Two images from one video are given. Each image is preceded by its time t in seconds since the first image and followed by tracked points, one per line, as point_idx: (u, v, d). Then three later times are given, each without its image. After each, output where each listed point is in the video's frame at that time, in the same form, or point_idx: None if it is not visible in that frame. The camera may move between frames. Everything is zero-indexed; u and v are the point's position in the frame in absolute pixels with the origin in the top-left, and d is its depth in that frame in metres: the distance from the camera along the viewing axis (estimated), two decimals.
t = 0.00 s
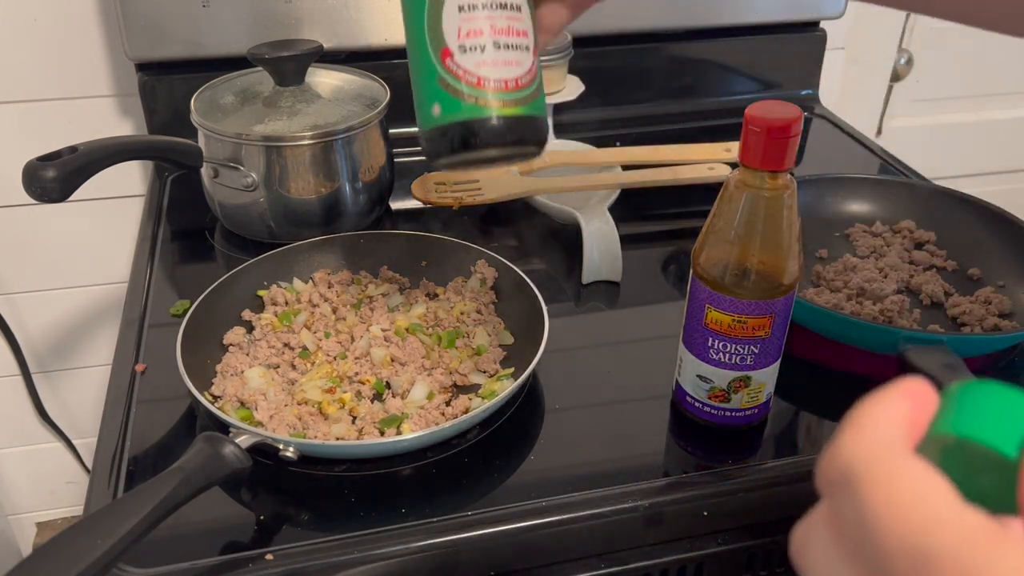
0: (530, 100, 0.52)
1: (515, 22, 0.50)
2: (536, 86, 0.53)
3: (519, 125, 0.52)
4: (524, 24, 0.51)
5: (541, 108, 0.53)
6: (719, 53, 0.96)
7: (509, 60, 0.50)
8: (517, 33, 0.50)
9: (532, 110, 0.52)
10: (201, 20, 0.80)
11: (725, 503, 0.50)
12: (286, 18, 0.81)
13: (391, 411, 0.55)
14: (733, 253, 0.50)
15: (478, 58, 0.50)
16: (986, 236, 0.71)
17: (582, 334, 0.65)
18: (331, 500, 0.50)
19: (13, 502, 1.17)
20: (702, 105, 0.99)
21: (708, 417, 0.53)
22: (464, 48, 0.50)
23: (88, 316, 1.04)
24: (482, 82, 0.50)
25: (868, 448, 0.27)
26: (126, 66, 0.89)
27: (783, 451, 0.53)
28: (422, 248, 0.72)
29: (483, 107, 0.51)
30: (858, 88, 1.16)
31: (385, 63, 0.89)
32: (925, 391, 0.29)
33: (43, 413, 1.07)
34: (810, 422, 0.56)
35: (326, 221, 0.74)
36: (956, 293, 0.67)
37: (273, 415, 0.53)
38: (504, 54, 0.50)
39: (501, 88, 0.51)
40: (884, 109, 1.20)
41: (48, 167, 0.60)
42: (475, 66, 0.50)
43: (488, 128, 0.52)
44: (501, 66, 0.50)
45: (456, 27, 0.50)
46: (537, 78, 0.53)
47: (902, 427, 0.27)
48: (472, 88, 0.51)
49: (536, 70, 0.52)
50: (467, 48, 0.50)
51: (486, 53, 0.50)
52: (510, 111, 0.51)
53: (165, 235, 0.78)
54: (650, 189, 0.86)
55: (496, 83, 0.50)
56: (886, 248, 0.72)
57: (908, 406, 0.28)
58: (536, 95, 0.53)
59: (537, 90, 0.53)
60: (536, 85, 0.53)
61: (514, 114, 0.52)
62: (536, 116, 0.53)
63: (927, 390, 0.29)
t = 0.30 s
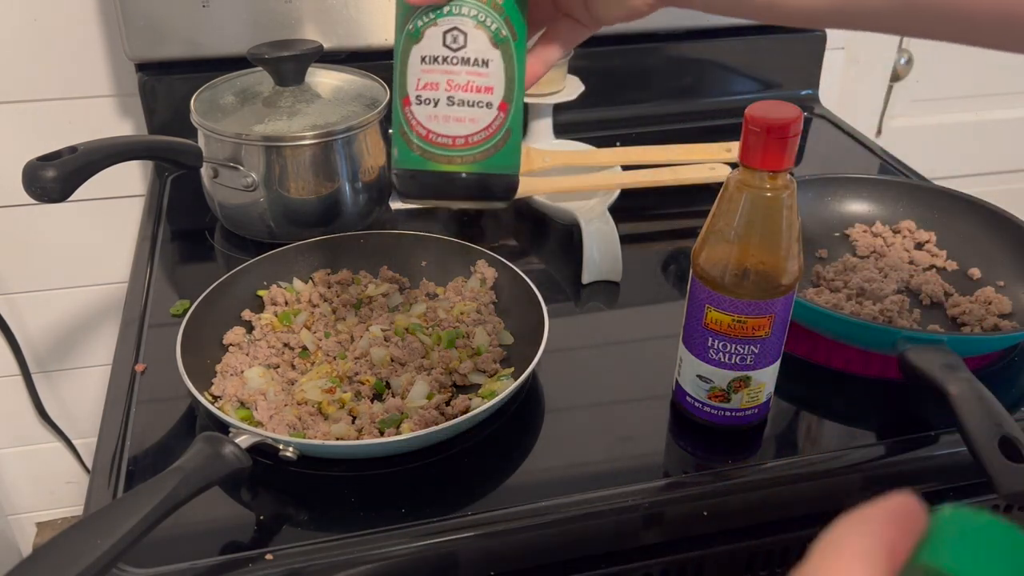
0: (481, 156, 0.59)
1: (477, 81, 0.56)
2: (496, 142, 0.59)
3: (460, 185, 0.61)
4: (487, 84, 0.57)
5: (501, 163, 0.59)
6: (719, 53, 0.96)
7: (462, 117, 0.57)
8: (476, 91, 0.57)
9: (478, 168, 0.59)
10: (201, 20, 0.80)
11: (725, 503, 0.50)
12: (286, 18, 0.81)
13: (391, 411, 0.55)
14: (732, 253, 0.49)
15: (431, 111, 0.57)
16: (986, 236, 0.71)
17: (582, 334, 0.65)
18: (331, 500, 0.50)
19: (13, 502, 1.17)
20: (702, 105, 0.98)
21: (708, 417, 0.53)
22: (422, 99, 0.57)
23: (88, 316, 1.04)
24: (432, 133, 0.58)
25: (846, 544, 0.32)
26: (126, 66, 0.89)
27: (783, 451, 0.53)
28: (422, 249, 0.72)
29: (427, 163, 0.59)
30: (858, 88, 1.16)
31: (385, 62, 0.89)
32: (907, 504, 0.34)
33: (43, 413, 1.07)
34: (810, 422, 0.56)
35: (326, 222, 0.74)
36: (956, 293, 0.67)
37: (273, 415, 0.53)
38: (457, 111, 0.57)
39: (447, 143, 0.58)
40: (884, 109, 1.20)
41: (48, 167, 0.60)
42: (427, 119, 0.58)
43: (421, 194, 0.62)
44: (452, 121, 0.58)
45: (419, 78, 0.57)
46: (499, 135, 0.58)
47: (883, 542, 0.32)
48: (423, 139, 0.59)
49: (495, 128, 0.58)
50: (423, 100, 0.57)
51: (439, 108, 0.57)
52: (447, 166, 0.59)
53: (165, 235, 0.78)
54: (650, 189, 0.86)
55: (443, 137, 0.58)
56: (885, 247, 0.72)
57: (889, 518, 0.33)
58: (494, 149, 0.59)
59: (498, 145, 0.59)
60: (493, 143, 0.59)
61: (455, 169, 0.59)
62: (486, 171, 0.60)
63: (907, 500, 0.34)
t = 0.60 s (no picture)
0: (457, 167, 0.52)
1: (455, 92, 0.51)
2: (473, 157, 0.52)
3: (441, 198, 0.54)
4: (466, 95, 0.51)
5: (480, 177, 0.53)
6: (719, 53, 0.96)
7: (437, 126, 0.51)
8: (454, 102, 0.51)
9: (453, 180, 0.52)
10: (201, 19, 0.80)
11: (725, 503, 0.50)
12: (286, 18, 0.81)
13: (391, 411, 0.55)
14: (732, 253, 0.49)
15: (409, 118, 0.52)
16: (986, 236, 0.71)
17: (581, 334, 0.65)
18: (331, 500, 0.50)
19: (13, 501, 1.17)
20: (702, 105, 0.99)
21: (708, 417, 0.53)
22: (404, 107, 0.52)
23: (88, 316, 1.04)
24: (407, 141, 0.53)
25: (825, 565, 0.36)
26: (126, 66, 0.89)
27: (783, 451, 0.53)
28: (423, 249, 0.72)
29: (404, 171, 0.54)
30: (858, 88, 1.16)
31: (385, 62, 0.89)
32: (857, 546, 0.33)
33: (43, 413, 1.07)
34: (810, 422, 0.57)
35: (326, 222, 0.74)
36: (956, 293, 0.67)
37: (273, 415, 0.53)
38: (433, 121, 0.51)
39: (420, 151, 0.52)
40: (884, 109, 1.20)
41: (49, 168, 0.61)
42: (406, 126, 0.52)
43: (411, 201, 0.55)
44: (427, 130, 0.52)
45: (403, 86, 0.52)
46: (476, 149, 0.52)
47: None
48: (399, 146, 0.53)
49: (472, 142, 0.52)
50: (406, 107, 0.52)
51: (416, 115, 0.52)
52: (422, 175, 0.53)
53: (165, 235, 0.78)
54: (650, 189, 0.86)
55: (416, 145, 0.52)
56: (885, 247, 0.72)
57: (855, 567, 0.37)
58: (472, 163, 0.52)
59: (476, 160, 0.52)
60: (469, 157, 0.52)
61: (427, 179, 0.53)
62: (463, 185, 0.53)
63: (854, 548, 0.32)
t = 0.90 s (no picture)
0: (430, 119, 0.48)
1: (433, 41, 0.47)
2: (448, 111, 0.48)
3: (417, 149, 0.49)
4: (444, 46, 0.47)
5: (454, 132, 0.49)
6: (718, 53, 0.96)
7: (412, 75, 0.48)
8: (431, 53, 0.47)
9: (425, 132, 0.48)
10: (202, 20, 0.80)
11: (725, 503, 0.50)
12: (286, 18, 0.81)
13: (391, 411, 0.55)
14: (732, 253, 0.49)
15: (386, 66, 0.49)
16: (986, 236, 0.71)
17: (582, 334, 0.65)
18: (331, 500, 0.50)
19: (13, 501, 1.17)
20: (702, 105, 0.99)
21: (709, 417, 0.53)
22: (383, 54, 0.49)
23: (88, 316, 1.04)
24: (382, 88, 0.49)
25: None
26: (126, 66, 0.89)
27: (783, 451, 0.53)
28: (423, 249, 0.72)
29: (377, 118, 0.49)
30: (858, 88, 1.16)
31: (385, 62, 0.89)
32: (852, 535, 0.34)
33: (44, 413, 1.07)
34: (810, 422, 0.57)
35: (326, 222, 0.74)
36: (956, 293, 0.67)
37: (273, 415, 0.53)
38: (409, 69, 0.48)
39: (394, 99, 0.48)
40: (884, 108, 1.20)
41: (48, 167, 0.61)
42: (383, 73, 0.49)
43: (386, 151, 0.50)
44: (402, 79, 0.48)
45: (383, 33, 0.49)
46: (452, 102, 0.48)
47: None
48: (375, 94, 0.49)
49: (447, 95, 0.48)
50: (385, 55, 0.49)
51: (393, 62, 0.48)
52: (394, 124, 0.49)
53: (165, 235, 0.78)
54: (649, 189, 0.86)
55: (391, 93, 0.48)
56: (885, 247, 0.72)
57: None
58: (446, 115, 0.48)
59: (451, 113, 0.48)
60: (444, 110, 0.48)
61: (400, 128, 0.49)
62: (436, 138, 0.49)
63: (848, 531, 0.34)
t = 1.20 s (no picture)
0: (404, 86, 0.53)
1: (406, 10, 0.51)
2: (420, 78, 0.53)
3: (390, 116, 0.54)
4: (418, 15, 0.51)
5: (426, 99, 0.54)
6: (718, 53, 0.96)
7: (386, 43, 0.52)
8: (405, 21, 0.52)
9: (399, 99, 0.54)
10: (202, 20, 0.80)
11: (725, 503, 0.50)
12: (287, 18, 0.81)
13: (391, 411, 0.55)
14: (732, 253, 0.49)
15: (362, 33, 0.53)
16: (986, 236, 0.71)
17: (582, 334, 0.65)
18: (331, 500, 0.50)
19: (13, 501, 1.17)
20: (702, 105, 0.99)
21: (709, 417, 0.53)
22: (359, 21, 0.53)
23: (88, 316, 1.04)
24: (358, 55, 0.54)
25: None
26: (126, 66, 0.89)
27: (783, 451, 0.53)
28: (422, 248, 0.72)
29: (353, 84, 0.55)
30: (858, 88, 1.16)
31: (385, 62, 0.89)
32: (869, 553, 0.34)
33: (44, 413, 1.07)
34: (810, 422, 0.56)
35: (326, 221, 0.74)
36: (956, 293, 0.67)
37: (273, 415, 0.53)
38: (383, 37, 0.52)
39: (368, 67, 0.53)
40: (884, 108, 1.20)
41: (48, 167, 0.61)
42: (359, 40, 0.54)
43: (361, 117, 0.55)
44: (377, 46, 0.53)
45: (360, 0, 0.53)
46: (424, 70, 0.53)
47: None
48: (351, 59, 0.54)
49: (420, 63, 0.52)
50: (360, 23, 0.53)
51: (369, 30, 0.53)
52: (369, 90, 0.54)
53: (165, 235, 0.78)
54: (649, 189, 0.86)
55: (366, 61, 0.53)
56: (885, 247, 0.72)
57: None
58: (419, 83, 0.53)
59: (423, 81, 0.53)
60: (416, 78, 0.53)
61: (374, 94, 0.54)
62: (408, 105, 0.54)
63: (853, 548, 0.43)
